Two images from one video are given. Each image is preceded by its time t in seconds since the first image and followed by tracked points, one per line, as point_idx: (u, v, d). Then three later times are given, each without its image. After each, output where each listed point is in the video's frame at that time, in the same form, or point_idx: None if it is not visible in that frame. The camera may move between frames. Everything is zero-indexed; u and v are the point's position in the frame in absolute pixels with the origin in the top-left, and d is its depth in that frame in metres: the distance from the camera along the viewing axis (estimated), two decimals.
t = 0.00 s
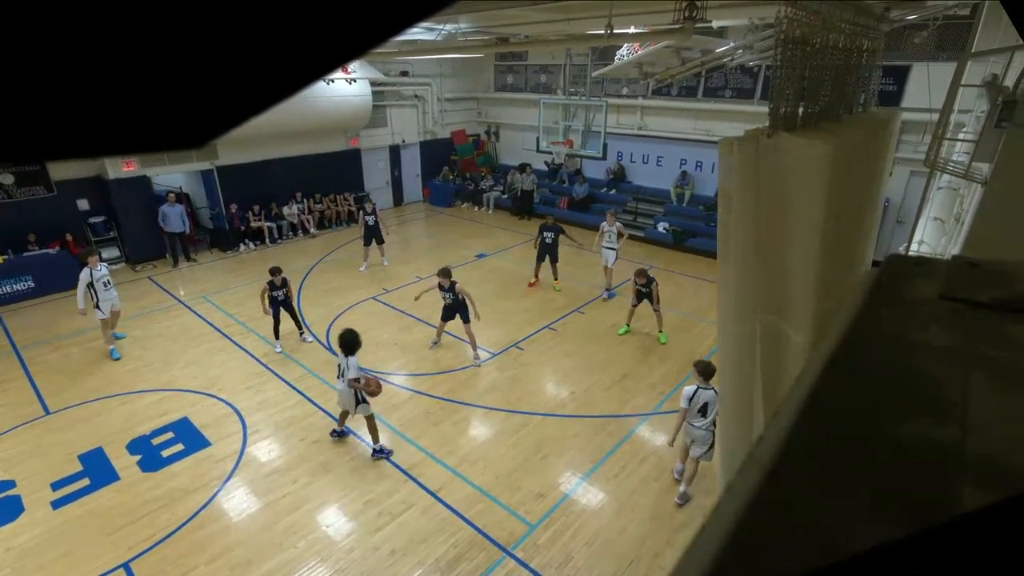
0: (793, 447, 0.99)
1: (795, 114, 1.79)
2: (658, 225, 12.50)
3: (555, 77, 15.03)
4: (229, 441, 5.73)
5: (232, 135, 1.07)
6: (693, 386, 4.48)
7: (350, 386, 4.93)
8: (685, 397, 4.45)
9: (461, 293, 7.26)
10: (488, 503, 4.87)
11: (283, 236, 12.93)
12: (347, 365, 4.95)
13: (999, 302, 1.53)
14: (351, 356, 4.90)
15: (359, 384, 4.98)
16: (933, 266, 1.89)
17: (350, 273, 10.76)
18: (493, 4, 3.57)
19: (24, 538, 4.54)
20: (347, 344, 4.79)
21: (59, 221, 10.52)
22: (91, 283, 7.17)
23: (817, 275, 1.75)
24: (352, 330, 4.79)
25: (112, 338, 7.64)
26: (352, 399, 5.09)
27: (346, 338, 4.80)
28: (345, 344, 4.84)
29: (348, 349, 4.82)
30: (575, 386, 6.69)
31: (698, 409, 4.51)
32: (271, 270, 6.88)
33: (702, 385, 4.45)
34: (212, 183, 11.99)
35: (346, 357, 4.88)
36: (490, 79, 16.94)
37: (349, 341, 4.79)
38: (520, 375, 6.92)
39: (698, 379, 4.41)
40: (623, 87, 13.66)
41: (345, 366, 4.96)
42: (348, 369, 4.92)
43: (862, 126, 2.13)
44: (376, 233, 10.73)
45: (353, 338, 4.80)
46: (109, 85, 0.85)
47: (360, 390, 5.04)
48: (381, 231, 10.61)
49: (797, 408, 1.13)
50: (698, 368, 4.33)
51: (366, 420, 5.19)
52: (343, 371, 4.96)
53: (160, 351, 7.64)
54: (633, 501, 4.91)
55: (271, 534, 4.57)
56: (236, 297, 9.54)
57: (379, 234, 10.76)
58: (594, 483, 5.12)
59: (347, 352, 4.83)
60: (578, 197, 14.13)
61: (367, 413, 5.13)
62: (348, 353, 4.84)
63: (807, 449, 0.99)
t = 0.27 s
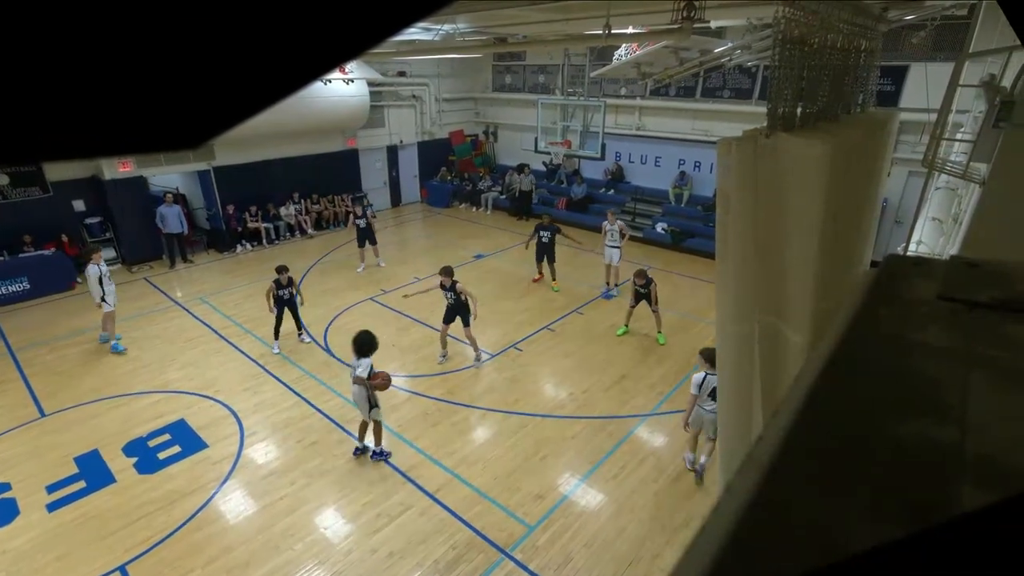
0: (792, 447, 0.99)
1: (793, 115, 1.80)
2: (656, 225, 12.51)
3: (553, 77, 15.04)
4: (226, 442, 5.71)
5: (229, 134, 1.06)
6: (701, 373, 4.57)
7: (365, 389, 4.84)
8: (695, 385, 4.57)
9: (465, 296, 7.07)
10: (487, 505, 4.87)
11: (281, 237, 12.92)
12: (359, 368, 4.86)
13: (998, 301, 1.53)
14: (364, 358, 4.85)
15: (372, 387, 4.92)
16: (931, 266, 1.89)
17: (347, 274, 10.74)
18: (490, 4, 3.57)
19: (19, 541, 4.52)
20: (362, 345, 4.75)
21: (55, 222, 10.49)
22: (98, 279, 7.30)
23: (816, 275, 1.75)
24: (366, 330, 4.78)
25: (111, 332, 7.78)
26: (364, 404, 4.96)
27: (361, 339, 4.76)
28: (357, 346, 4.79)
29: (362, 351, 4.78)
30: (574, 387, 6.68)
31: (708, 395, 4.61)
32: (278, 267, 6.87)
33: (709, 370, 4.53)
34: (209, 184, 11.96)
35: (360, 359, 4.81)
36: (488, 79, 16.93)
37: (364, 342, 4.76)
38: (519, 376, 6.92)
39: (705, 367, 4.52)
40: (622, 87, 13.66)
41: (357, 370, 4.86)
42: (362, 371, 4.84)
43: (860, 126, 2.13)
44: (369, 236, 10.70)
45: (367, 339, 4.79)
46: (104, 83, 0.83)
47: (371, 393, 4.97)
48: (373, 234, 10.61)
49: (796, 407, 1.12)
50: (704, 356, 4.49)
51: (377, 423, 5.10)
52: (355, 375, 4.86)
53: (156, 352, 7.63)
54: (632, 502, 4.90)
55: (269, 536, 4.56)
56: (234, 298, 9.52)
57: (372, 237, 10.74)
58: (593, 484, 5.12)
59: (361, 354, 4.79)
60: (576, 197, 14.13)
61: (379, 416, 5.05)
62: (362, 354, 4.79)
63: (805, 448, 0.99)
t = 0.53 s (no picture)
0: (792, 448, 0.99)
1: (791, 116, 1.80)
2: (654, 226, 12.53)
3: (551, 77, 15.05)
4: (223, 445, 5.70)
5: (226, 132, 1.05)
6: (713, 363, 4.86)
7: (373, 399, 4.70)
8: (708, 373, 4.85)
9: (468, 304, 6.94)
10: (485, 506, 4.86)
11: (277, 238, 12.90)
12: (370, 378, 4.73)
13: (995, 301, 1.53)
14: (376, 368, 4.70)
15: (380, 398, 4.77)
16: (929, 266, 1.89)
17: (344, 275, 10.73)
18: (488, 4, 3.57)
19: (14, 545, 4.50)
20: (373, 356, 4.60)
21: (49, 224, 10.45)
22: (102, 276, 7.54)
23: (814, 275, 1.75)
24: (380, 342, 4.61)
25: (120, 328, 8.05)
26: (370, 414, 4.83)
27: (373, 350, 4.60)
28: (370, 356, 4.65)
29: (373, 361, 4.64)
30: (572, 388, 6.69)
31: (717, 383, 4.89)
32: (279, 266, 6.84)
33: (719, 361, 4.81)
34: (206, 185, 11.94)
35: (371, 368, 4.67)
36: (485, 79, 16.94)
37: (376, 353, 4.60)
38: (517, 377, 6.92)
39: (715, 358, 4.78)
40: (619, 87, 13.68)
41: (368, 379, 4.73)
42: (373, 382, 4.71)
43: (858, 127, 2.14)
44: (364, 237, 10.65)
45: (380, 350, 4.62)
46: (101, 81, 0.82)
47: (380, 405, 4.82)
48: (367, 236, 10.52)
49: (795, 409, 1.12)
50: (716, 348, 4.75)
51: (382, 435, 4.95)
52: (365, 384, 4.74)
53: (152, 354, 7.60)
54: (631, 503, 4.91)
55: (266, 539, 4.54)
56: (230, 300, 9.50)
57: (369, 237, 10.74)
58: (591, 485, 5.12)
59: (372, 364, 4.65)
60: (574, 198, 14.14)
61: (385, 428, 4.90)
62: (374, 365, 4.65)
63: (803, 449, 0.99)
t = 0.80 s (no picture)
0: (791, 448, 0.98)
1: (789, 116, 1.80)
2: (652, 227, 12.54)
3: (548, 77, 15.06)
4: (218, 448, 5.68)
5: (224, 133, 1.04)
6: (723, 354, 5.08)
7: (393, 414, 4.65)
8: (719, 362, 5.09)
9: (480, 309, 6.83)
10: (482, 509, 4.85)
11: (274, 239, 12.88)
12: (387, 391, 4.67)
13: (993, 302, 1.53)
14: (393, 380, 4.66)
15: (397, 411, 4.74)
16: (926, 266, 1.90)
17: (341, 276, 10.70)
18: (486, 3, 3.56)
19: (7, 550, 4.47)
20: (392, 369, 4.58)
21: (43, 225, 10.41)
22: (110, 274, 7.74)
23: (811, 275, 1.75)
24: (396, 354, 4.60)
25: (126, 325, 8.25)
26: (387, 428, 4.77)
27: (391, 363, 4.57)
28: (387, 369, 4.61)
29: (392, 374, 4.60)
30: (569, 389, 6.68)
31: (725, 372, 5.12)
32: (280, 269, 6.92)
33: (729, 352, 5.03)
34: (201, 186, 11.91)
35: (390, 382, 4.61)
36: (482, 80, 16.95)
37: (395, 365, 4.58)
38: (514, 379, 6.91)
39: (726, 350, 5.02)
40: (617, 88, 13.69)
41: (385, 393, 4.67)
42: (391, 394, 4.66)
43: (855, 127, 2.14)
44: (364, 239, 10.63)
45: (397, 362, 4.61)
46: (97, 79, 0.81)
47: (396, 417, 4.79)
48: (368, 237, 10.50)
49: (793, 409, 1.12)
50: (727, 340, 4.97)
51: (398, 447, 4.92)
52: (383, 398, 4.66)
53: (147, 356, 7.57)
54: (630, 505, 4.90)
55: (262, 542, 4.52)
56: (226, 301, 9.48)
57: (370, 238, 10.66)
58: (589, 487, 5.11)
59: (390, 377, 4.60)
60: (572, 198, 14.14)
61: (401, 440, 4.87)
62: (393, 378, 4.62)
63: (803, 449, 0.99)
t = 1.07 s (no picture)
0: (791, 449, 0.98)
1: (786, 116, 1.80)
2: (650, 227, 12.55)
3: (545, 78, 15.08)
4: (214, 450, 5.66)
5: (219, 134, 1.03)
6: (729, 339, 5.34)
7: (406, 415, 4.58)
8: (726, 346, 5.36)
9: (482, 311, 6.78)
10: (480, 512, 4.84)
11: (270, 241, 12.85)
12: (399, 392, 4.61)
13: (991, 302, 1.53)
14: (405, 381, 4.63)
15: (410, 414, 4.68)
16: (924, 267, 1.90)
17: (338, 277, 10.68)
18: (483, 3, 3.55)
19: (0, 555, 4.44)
20: (405, 368, 4.56)
21: (37, 227, 10.36)
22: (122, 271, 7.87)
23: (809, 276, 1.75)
24: (410, 354, 4.61)
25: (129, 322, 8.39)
26: (400, 431, 4.70)
27: (405, 363, 4.58)
28: (400, 369, 4.59)
29: (405, 374, 4.58)
30: (567, 391, 6.68)
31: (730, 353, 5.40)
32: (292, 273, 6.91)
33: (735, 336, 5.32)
34: (196, 187, 11.88)
35: (402, 382, 4.58)
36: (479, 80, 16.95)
37: (409, 365, 4.58)
38: (512, 380, 6.90)
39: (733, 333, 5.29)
40: (615, 88, 13.71)
41: (397, 394, 4.61)
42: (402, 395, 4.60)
43: (853, 127, 2.14)
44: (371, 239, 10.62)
45: (410, 363, 4.61)
46: (92, 79, 0.80)
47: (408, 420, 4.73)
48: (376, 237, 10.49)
49: (793, 409, 1.11)
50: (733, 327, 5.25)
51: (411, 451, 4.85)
52: (394, 400, 4.60)
53: (142, 359, 7.55)
54: (628, 507, 4.90)
55: (258, 546, 4.51)
56: (222, 303, 9.45)
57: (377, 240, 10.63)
58: (587, 489, 5.10)
59: (404, 376, 4.58)
60: (569, 199, 14.14)
61: (414, 444, 4.81)
62: (406, 378, 4.59)
63: (803, 450, 0.98)
